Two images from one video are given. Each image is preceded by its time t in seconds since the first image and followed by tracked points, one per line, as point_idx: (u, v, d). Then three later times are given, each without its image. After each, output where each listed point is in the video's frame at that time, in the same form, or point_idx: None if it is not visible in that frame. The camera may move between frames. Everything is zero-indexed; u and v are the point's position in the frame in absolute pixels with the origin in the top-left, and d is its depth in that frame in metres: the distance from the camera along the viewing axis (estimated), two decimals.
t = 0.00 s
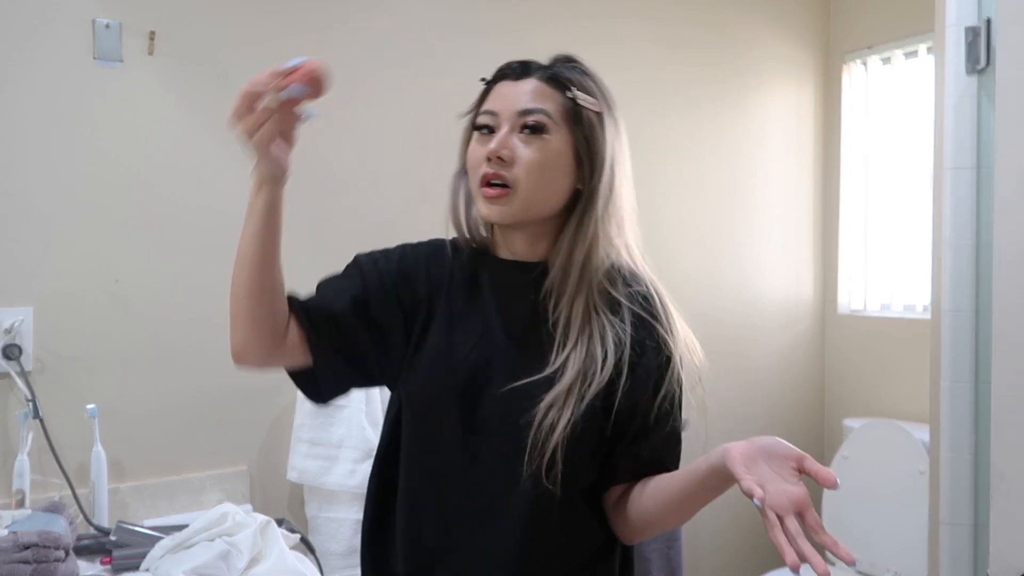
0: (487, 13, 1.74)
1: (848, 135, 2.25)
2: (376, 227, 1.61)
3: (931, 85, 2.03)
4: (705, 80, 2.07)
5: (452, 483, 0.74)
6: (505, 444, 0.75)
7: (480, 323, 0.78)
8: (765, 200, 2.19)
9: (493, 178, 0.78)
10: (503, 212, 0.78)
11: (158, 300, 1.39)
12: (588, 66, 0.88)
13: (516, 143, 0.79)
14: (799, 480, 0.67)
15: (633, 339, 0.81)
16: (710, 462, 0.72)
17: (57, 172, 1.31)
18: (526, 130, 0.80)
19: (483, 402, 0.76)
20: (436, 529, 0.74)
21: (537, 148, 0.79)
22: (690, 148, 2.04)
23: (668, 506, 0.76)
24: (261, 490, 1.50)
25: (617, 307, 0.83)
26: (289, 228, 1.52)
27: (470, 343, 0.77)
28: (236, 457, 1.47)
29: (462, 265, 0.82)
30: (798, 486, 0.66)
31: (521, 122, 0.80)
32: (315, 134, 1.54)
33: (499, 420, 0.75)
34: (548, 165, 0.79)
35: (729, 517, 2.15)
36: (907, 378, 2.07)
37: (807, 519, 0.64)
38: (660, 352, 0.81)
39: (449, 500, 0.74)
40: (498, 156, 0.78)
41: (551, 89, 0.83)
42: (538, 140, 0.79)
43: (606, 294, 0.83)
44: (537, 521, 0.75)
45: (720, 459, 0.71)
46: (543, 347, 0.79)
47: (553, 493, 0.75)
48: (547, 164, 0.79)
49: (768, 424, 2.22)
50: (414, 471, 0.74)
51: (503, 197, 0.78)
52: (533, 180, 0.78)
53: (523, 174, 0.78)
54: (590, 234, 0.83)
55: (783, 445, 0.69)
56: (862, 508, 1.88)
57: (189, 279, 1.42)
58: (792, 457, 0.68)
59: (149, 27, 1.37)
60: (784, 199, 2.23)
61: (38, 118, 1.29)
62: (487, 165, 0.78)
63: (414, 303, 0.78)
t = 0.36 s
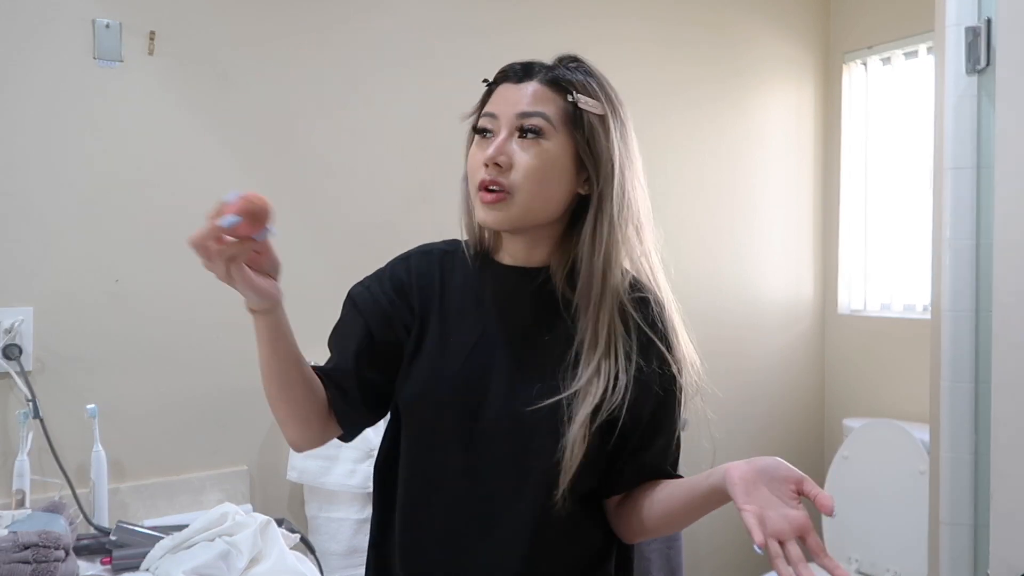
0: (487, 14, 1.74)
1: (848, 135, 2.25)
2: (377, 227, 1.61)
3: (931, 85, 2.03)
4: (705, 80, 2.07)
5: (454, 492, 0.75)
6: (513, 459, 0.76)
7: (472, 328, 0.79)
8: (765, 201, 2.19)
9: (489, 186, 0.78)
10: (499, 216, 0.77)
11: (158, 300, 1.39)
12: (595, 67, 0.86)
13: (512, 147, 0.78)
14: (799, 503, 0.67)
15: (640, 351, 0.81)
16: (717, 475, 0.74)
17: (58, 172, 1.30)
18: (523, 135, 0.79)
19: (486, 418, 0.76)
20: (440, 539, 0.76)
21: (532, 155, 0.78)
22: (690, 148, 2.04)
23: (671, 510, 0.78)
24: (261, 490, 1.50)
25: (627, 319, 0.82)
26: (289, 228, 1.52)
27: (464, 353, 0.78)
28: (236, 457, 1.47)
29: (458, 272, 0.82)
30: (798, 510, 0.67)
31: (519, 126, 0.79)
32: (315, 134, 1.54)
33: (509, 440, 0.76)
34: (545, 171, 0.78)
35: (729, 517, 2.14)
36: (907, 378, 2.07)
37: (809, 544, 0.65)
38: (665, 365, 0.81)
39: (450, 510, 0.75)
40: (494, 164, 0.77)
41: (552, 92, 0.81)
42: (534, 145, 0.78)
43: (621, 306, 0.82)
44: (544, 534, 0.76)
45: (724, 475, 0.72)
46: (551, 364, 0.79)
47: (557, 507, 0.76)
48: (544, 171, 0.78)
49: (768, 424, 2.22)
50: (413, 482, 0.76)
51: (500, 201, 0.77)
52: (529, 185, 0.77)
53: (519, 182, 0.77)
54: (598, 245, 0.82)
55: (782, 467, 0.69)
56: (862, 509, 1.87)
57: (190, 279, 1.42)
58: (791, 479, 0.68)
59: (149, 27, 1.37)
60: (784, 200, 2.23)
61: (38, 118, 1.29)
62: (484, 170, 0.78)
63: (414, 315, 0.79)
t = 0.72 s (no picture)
0: (488, 14, 1.74)
1: (848, 135, 2.24)
2: (377, 227, 1.61)
3: (930, 86, 2.03)
4: (705, 80, 2.07)
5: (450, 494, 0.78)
6: (505, 460, 0.78)
7: (467, 335, 0.82)
8: (765, 201, 2.19)
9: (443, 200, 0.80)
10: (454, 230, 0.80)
11: (158, 299, 1.39)
12: (560, 64, 0.86)
13: (462, 162, 0.80)
14: (758, 473, 0.68)
15: (624, 352, 0.81)
16: (682, 457, 0.73)
17: (58, 172, 1.31)
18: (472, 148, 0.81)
19: (482, 420, 0.79)
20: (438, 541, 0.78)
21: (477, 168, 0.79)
22: (689, 148, 2.04)
23: (653, 502, 0.77)
24: (261, 491, 1.50)
25: (607, 321, 0.83)
26: (289, 228, 1.52)
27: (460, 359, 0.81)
28: (236, 457, 1.47)
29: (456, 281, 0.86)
30: (757, 479, 0.67)
31: (469, 138, 0.81)
32: (316, 133, 1.54)
33: (499, 443, 0.78)
34: (491, 183, 0.79)
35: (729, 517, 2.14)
36: (908, 378, 2.07)
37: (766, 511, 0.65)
38: (650, 365, 0.81)
39: (446, 511, 0.78)
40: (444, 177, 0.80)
41: (502, 101, 0.82)
42: (479, 159, 0.80)
43: (598, 309, 0.83)
44: (539, 536, 0.77)
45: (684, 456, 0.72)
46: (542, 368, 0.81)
47: (550, 508, 0.77)
48: (489, 183, 0.79)
49: (768, 424, 2.22)
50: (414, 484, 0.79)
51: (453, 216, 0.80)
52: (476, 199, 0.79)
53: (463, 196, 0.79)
54: (568, 246, 0.83)
55: (743, 440, 0.70)
56: (862, 509, 1.88)
57: (190, 279, 1.42)
58: (750, 450, 0.69)
59: (149, 27, 1.37)
60: (784, 200, 2.23)
61: (38, 118, 1.29)
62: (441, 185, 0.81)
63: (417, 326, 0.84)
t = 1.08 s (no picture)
0: (488, 14, 1.74)
1: (848, 135, 2.24)
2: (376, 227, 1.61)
3: (931, 86, 2.03)
4: (705, 80, 2.07)
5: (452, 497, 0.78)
6: (506, 463, 0.78)
7: (466, 338, 0.82)
8: (765, 201, 2.19)
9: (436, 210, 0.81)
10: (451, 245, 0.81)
11: (158, 299, 1.40)
12: (545, 66, 0.84)
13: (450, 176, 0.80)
14: (756, 467, 0.68)
15: (623, 355, 0.81)
16: (681, 453, 0.74)
17: (57, 171, 1.31)
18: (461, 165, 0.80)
19: (482, 424, 0.79)
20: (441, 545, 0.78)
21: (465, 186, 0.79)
22: (689, 147, 2.04)
23: (657, 498, 0.77)
24: (260, 491, 1.50)
25: (607, 324, 0.83)
26: (289, 228, 1.52)
27: (459, 362, 0.81)
28: (235, 457, 1.47)
29: (454, 284, 0.86)
30: (755, 474, 0.67)
31: (456, 154, 0.80)
32: (316, 133, 1.54)
33: (500, 448, 0.78)
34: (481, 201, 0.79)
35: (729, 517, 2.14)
36: (907, 378, 2.07)
37: (765, 505, 0.65)
38: (650, 366, 0.81)
39: (449, 516, 0.78)
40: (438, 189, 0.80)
41: (486, 117, 0.80)
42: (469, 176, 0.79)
43: (597, 313, 0.83)
44: (542, 537, 0.77)
45: (683, 452, 0.73)
46: (542, 371, 0.81)
47: (552, 510, 0.77)
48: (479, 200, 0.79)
49: (768, 424, 2.22)
50: (416, 487, 0.79)
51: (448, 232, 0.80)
52: (469, 216, 0.79)
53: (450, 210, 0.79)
54: (566, 254, 0.83)
55: (740, 435, 0.70)
56: (861, 508, 1.88)
57: (190, 279, 1.42)
58: (747, 445, 0.69)
59: (149, 26, 1.37)
60: (784, 200, 2.23)
61: (38, 119, 1.29)
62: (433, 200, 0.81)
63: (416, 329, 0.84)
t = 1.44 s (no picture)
0: (488, 14, 1.74)
1: (848, 135, 2.24)
2: (376, 228, 1.61)
3: (931, 86, 2.03)
4: (705, 80, 2.07)
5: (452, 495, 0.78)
6: (507, 464, 0.78)
7: (465, 338, 0.83)
8: (765, 200, 2.19)
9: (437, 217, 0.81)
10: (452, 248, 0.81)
11: (158, 300, 1.40)
12: (538, 65, 0.84)
13: (449, 180, 0.80)
14: (747, 469, 0.67)
15: (619, 353, 0.82)
16: (673, 454, 0.74)
17: (58, 172, 1.31)
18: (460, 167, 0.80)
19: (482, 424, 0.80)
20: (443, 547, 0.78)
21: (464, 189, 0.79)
22: (689, 147, 2.04)
23: (655, 499, 0.77)
24: (260, 491, 1.50)
25: (604, 325, 0.83)
26: (289, 228, 1.52)
27: (458, 363, 0.81)
28: (235, 457, 1.47)
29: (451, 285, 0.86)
30: (746, 476, 0.67)
31: (454, 156, 0.80)
32: (315, 133, 1.54)
33: (500, 449, 0.78)
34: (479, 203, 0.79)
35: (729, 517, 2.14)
36: (907, 378, 2.07)
37: (753, 506, 0.65)
38: (648, 366, 0.81)
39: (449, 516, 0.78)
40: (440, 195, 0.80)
41: (481, 119, 0.80)
42: (467, 178, 0.79)
43: (594, 314, 0.83)
44: (542, 537, 0.77)
45: (675, 453, 0.73)
46: (541, 372, 0.82)
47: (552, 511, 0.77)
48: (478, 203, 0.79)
49: (768, 424, 2.22)
50: (415, 487, 0.79)
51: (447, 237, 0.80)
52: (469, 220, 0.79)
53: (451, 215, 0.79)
54: (563, 254, 0.82)
55: (733, 437, 0.69)
56: (861, 508, 1.88)
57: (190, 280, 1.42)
58: (738, 446, 0.69)
59: (149, 27, 1.37)
60: (784, 200, 2.23)
61: (38, 119, 1.29)
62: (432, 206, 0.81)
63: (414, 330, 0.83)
